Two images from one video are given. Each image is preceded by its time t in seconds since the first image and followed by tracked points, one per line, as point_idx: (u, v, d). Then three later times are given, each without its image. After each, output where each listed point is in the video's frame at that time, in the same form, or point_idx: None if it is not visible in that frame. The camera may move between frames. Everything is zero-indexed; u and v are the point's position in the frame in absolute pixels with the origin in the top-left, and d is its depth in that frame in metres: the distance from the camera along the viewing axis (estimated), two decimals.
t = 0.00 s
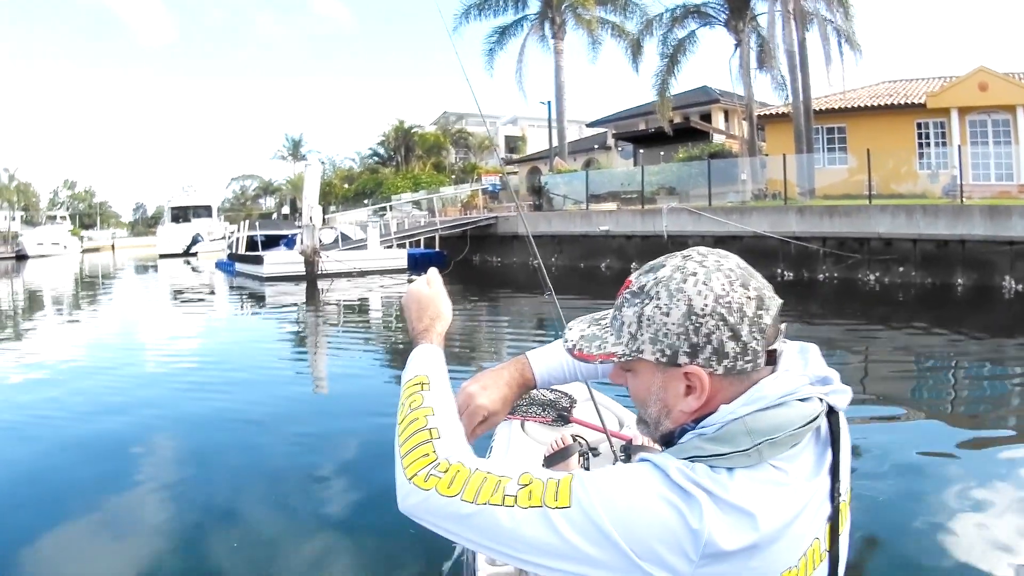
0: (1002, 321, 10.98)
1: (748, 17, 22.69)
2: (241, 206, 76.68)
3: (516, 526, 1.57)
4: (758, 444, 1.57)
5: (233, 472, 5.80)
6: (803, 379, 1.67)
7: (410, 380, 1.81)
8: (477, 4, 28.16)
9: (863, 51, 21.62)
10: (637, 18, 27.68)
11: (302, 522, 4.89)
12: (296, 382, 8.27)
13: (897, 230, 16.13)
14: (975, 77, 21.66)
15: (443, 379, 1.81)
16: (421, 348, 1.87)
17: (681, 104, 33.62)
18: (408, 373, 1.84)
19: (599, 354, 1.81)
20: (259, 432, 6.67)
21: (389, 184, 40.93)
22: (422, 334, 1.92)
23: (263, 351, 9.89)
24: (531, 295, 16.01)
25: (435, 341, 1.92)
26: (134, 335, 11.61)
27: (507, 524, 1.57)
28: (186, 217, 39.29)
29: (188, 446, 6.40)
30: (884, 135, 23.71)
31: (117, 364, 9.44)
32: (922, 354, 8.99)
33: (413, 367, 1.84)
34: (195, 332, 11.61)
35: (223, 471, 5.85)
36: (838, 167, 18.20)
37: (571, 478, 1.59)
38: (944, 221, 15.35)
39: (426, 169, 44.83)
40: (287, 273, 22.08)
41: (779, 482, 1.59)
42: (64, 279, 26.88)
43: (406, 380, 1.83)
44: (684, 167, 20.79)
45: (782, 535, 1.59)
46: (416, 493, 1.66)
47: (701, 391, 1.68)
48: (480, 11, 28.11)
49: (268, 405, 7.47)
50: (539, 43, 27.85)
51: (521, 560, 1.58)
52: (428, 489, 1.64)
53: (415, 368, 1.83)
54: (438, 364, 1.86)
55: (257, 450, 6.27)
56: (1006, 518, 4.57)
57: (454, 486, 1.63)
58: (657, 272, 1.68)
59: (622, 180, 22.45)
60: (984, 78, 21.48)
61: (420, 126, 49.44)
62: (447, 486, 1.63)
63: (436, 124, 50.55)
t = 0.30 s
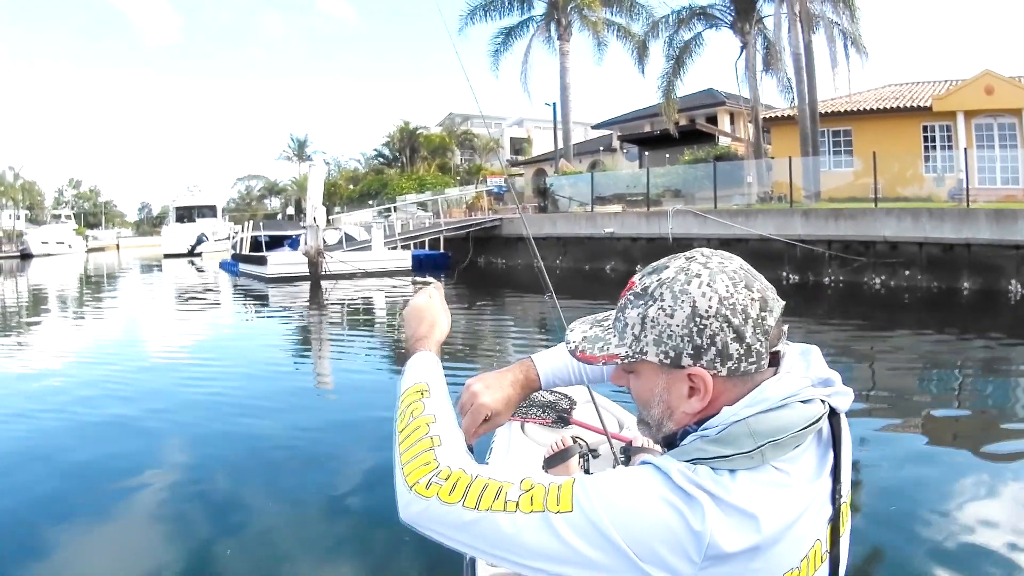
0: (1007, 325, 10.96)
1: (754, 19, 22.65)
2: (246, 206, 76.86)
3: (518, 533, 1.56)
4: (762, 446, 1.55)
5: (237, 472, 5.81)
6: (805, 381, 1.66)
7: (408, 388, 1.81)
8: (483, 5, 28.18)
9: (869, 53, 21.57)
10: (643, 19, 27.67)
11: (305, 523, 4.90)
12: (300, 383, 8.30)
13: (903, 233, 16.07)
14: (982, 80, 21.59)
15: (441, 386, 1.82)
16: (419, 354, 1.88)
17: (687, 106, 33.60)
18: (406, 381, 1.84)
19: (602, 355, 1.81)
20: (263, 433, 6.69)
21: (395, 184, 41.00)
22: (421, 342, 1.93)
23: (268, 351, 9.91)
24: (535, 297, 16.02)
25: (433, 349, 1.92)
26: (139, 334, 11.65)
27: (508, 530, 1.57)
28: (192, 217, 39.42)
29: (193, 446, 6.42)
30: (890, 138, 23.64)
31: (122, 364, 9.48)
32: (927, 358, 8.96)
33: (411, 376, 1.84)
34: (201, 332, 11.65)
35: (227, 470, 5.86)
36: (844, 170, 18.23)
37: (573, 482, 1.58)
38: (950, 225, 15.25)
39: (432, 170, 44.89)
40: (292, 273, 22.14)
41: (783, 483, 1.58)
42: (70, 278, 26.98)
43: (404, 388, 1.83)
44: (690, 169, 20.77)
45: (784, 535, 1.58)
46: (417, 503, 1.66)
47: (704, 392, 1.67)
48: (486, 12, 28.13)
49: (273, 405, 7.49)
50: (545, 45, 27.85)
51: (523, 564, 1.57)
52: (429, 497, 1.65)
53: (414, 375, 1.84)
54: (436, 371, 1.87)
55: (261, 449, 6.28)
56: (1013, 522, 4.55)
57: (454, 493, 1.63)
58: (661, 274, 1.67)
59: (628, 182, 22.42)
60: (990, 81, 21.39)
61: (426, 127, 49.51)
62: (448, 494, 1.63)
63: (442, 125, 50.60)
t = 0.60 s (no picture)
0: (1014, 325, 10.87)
1: (760, 16, 22.56)
2: (252, 205, 76.96)
3: None
4: (766, 442, 1.56)
5: (242, 472, 5.81)
6: (807, 376, 1.67)
7: (368, 495, 1.62)
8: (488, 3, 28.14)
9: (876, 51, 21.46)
10: (649, 18, 27.60)
11: (311, 522, 4.90)
12: (306, 381, 8.31)
13: (909, 233, 15.98)
14: (988, 78, 21.46)
15: (402, 484, 1.66)
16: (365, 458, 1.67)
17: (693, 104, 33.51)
18: (359, 492, 1.63)
19: (607, 346, 1.83)
20: (268, 432, 6.69)
21: (400, 183, 41.01)
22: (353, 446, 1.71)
23: (273, 350, 9.91)
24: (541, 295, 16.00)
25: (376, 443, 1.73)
26: (144, 332, 11.67)
27: None
28: (197, 215, 39.49)
29: (200, 444, 6.43)
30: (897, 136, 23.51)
31: (126, 362, 9.50)
32: (933, 358, 8.91)
33: (365, 482, 1.64)
34: (206, 330, 11.65)
35: (232, 469, 5.86)
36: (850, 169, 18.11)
37: (574, 538, 1.51)
38: (957, 224, 15.17)
39: (437, 168, 44.81)
40: (297, 272, 22.17)
41: (786, 477, 1.58)
42: (75, 276, 27.05)
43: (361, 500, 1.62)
44: (696, 167, 20.74)
45: (790, 533, 1.57)
46: None
47: (708, 384, 1.67)
48: (492, 10, 28.09)
49: (277, 404, 7.50)
50: (551, 43, 27.81)
51: None
52: None
53: (368, 481, 1.64)
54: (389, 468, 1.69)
55: (267, 448, 6.29)
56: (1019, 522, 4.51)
57: None
58: (668, 267, 1.68)
59: (634, 181, 22.38)
60: (997, 79, 21.26)
61: (431, 125, 49.50)
62: None
63: (448, 123, 50.59)
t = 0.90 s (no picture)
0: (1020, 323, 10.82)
1: (765, 15, 22.51)
2: (257, 205, 77.05)
3: None
4: (769, 449, 1.56)
5: (248, 471, 5.83)
6: (807, 381, 1.67)
7: None
8: (492, 3, 28.13)
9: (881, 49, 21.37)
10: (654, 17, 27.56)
11: (317, 522, 4.91)
12: (311, 381, 8.33)
13: (914, 231, 15.93)
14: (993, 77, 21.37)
15: None
16: None
17: (698, 104, 33.46)
18: None
19: (604, 347, 1.85)
20: (272, 431, 6.71)
21: (405, 183, 41.03)
22: None
23: (277, 350, 9.92)
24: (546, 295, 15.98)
25: None
26: (150, 333, 11.72)
27: None
28: (203, 216, 39.57)
29: (206, 444, 6.46)
30: (903, 135, 23.41)
31: (132, 363, 9.53)
32: (939, 356, 8.89)
33: None
34: (211, 331, 11.66)
35: (238, 469, 5.88)
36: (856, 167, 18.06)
37: None
38: (963, 223, 15.13)
39: (442, 168, 44.80)
40: (302, 272, 22.21)
41: (788, 483, 1.57)
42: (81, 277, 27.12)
43: None
44: (701, 167, 20.69)
45: (793, 543, 1.56)
46: None
47: (708, 385, 1.67)
48: (497, 10, 28.08)
49: (282, 404, 7.53)
50: (555, 42, 27.80)
51: None
52: None
53: None
54: None
55: (272, 448, 6.31)
56: None
57: None
58: (669, 268, 1.68)
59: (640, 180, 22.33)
60: (1002, 77, 21.16)
61: (436, 125, 49.49)
62: None
63: (453, 123, 50.54)
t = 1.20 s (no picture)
0: None
1: (772, 18, 22.49)
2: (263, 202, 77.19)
3: None
4: (773, 447, 1.55)
5: (250, 466, 5.84)
6: (815, 381, 1.66)
7: None
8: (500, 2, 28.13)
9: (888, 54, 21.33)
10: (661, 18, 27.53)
11: (319, 517, 4.92)
12: (313, 378, 8.34)
13: (920, 236, 15.90)
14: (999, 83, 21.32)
15: None
16: None
17: (705, 106, 33.44)
18: None
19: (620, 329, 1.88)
20: (273, 427, 6.71)
21: (410, 181, 41.07)
22: None
23: (280, 347, 9.93)
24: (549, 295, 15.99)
25: None
26: (154, 328, 11.75)
27: None
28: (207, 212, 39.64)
29: (208, 439, 6.47)
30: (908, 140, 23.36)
31: (135, 357, 9.55)
32: (943, 361, 8.87)
33: None
34: (214, 327, 11.67)
35: (241, 463, 5.90)
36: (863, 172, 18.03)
37: None
38: (969, 229, 15.07)
39: (447, 167, 44.85)
40: (306, 270, 22.23)
41: (791, 481, 1.57)
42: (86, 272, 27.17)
43: None
44: (707, 169, 20.66)
45: (793, 541, 1.55)
46: None
47: (716, 377, 1.66)
48: (503, 9, 28.08)
49: (284, 399, 7.54)
50: (562, 42, 27.79)
51: None
52: None
53: None
54: None
55: (275, 443, 6.32)
56: None
57: None
58: (691, 258, 1.68)
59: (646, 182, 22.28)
60: (1008, 84, 21.11)
61: (442, 124, 49.53)
62: None
63: (458, 123, 50.58)
